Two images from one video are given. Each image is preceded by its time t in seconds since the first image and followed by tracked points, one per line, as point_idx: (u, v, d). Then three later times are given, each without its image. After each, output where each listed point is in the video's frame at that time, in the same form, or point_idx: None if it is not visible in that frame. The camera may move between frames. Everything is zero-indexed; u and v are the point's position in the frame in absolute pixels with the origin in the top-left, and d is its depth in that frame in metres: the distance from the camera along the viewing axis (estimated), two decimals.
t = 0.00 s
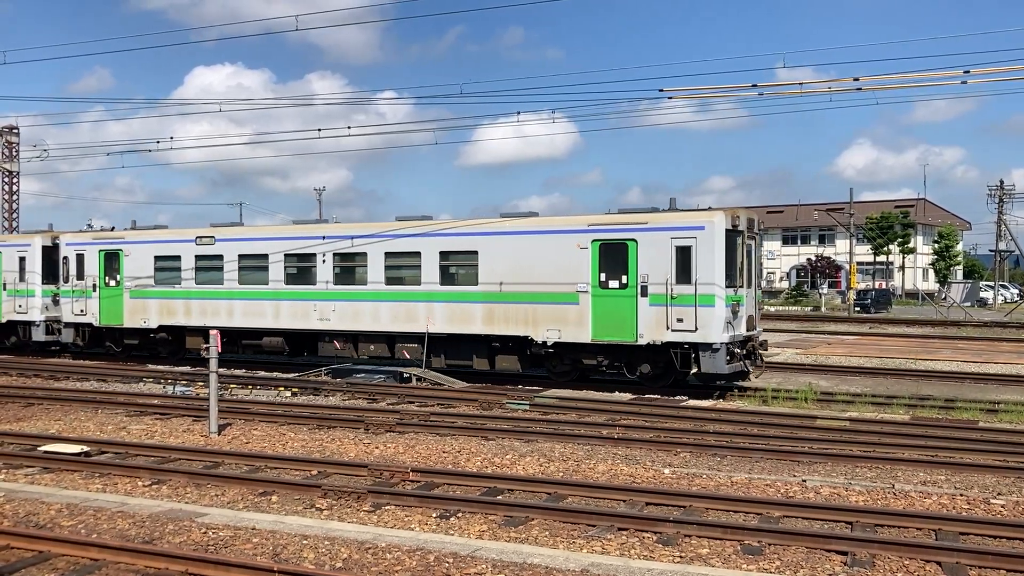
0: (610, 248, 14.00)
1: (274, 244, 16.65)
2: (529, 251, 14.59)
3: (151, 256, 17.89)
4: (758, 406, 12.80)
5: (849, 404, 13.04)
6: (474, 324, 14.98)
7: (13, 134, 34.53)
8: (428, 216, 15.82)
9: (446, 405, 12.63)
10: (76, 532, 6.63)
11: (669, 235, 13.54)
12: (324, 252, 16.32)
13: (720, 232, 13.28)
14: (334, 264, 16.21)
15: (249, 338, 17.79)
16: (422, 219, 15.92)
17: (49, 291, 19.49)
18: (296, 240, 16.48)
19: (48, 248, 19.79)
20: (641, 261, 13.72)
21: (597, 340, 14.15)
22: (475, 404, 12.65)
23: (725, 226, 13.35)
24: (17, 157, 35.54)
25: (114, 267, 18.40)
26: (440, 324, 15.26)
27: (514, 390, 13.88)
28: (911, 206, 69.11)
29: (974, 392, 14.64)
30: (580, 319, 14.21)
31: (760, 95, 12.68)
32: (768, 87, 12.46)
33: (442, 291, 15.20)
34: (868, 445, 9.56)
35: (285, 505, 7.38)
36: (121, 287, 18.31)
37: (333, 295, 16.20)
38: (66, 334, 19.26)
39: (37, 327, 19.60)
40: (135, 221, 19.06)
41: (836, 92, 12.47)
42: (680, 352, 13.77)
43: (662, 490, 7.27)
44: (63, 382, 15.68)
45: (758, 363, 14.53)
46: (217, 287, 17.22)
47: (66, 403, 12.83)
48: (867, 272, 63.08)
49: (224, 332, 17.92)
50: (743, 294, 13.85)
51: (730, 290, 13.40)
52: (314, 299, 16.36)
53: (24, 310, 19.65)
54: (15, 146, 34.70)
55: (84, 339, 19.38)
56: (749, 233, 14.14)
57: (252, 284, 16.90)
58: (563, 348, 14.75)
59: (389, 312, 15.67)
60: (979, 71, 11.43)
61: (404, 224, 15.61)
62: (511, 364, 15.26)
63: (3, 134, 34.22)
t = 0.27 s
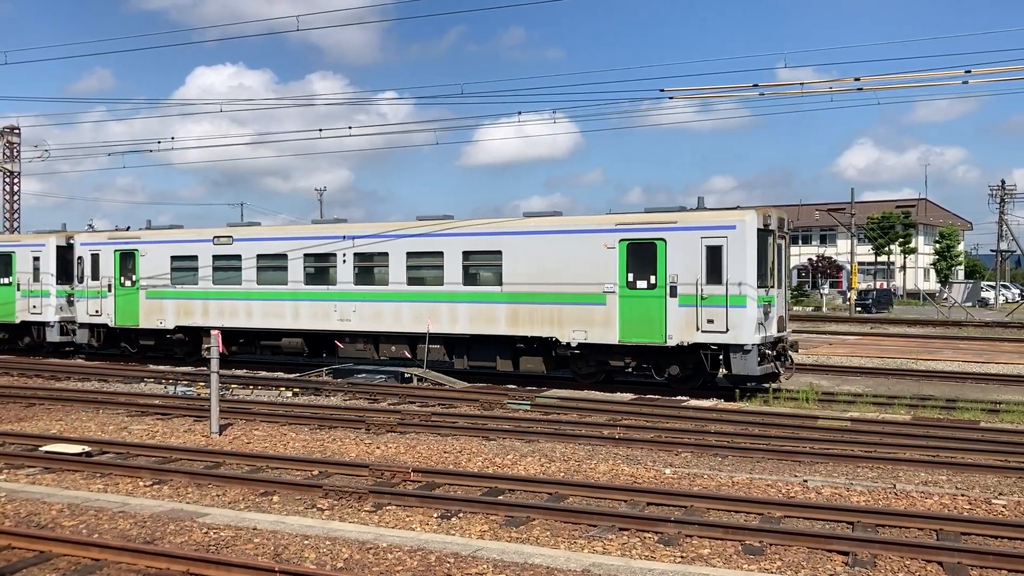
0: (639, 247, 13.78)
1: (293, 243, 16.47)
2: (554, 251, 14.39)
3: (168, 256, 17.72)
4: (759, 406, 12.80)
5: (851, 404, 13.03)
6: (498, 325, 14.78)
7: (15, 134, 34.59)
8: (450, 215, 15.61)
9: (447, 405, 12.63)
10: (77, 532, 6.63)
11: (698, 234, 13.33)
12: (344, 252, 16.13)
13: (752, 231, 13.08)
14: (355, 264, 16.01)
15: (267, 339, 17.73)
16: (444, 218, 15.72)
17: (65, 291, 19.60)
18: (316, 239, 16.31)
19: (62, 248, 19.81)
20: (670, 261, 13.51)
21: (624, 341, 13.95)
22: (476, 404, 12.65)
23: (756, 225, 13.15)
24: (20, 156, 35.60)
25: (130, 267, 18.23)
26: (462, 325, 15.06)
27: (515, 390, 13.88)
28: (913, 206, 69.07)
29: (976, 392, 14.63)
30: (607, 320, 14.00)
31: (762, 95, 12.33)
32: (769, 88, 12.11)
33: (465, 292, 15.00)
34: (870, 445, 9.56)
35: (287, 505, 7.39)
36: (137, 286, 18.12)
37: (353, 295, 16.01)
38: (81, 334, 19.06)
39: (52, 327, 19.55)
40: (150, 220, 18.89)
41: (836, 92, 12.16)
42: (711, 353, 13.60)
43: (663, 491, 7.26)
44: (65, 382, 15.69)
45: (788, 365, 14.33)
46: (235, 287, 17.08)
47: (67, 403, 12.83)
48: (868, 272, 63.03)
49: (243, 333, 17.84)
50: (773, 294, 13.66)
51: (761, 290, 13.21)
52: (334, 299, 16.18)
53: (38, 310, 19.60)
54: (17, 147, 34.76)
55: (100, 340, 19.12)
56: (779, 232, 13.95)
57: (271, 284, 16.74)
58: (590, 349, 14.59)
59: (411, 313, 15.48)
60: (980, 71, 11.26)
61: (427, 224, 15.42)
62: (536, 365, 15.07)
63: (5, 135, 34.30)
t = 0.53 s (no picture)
0: (667, 247, 13.67)
1: (313, 244, 16.35)
2: (580, 250, 14.27)
3: (185, 256, 17.53)
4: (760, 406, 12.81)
5: (852, 404, 13.03)
6: (524, 326, 14.66)
7: (17, 134, 34.60)
8: (470, 214, 15.49)
9: (448, 405, 12.64)
10: (78, 532, 6.64)
11: (730, 234, 13.23)
12: (365, 252, 15.99)
13: (785, 231, 12.98)
14: (375, 265, 15.87)
15: (286, 340, 17.47)
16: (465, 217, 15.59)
17: (79, 291, 19.54)
18: (335, 239, 16.16)
19: (77, 248, 19.67)
20: (701, 261, 13.40)
21: (652, 342, 13.83)
22: (477, 404, 12.65)
23: (789, 225, 13.05)
24: (22, 157, 35.69)
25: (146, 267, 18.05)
26: (486, 326, 14.92)
27: (516, 391, 13.89)
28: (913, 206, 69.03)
29: (977, 392, 14.63)
30: (635, 321, 13.89)
31: (763, 95, 11.98)
32: (770, 87, 11.75)
33: (490, 292, 14.88)
34: (871, 445, 9.55)
35: (288, 505, 7.39)
36: (153, 287, 17.92)
37: (375, 295, 15.85)
38: (96, 335, 18.88)
39: (66, 328, 19.45)
40: (166, 221, 18.74)
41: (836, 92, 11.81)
42: (741, 353, 13.47)
43: (664, 491, 7.26)
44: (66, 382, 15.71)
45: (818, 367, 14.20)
46: (253, 287, 16.90)
47: (68, 403, 12.84)
48: (869, 272, 62.99)
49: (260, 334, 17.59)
50: (804, 294, 13.56)
51: (793, 290, 13.11)
52: (355, 300, 16.03)
53: (52, 311, 19.49)
54: (19, 148, 34.76)
55: (114, 341, 18.94)
56: (811, 232, 13.85)
57: (290, 285, 16.60)
58: (616, 350, 14.46)
59: (433, 314, 15.34)
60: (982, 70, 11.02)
61: (449, 223, 15.29)
62: (561, 367, 14.94)
63: (7, 136, 34.34)
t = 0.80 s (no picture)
0: (696, 247, 13.48)
1: (333, 244, 16.21)
2: (605, 250, 14.11)
3: (202, 256, 17.47)
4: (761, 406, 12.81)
5: (854, 404, 13.03)
6: (548, 326, 14.52)
7: (18, 134, 34.60)
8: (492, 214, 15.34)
9: (449, 405, 12.64)
10: (80, 532, 6.64)
11: (760, 233, 13.03)
12: (386, 252, 15.81)
13: (817, 229, 12.78)
14: (396, 264, 15.70)
15: (305, 340, 17.38)
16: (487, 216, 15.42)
17: (94, 292, 19.56)
18: (356, 238, 16.02)
19: (91, 248, 19.66)
20: (731, 261, 13.20)
21: (681, 343, 13.67)
22: (478, 404, 12.65)
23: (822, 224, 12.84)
24: (24, 157, 35.73)
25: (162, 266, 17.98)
26: (509, 326, 14.79)
27: (517, 391, 13.89)
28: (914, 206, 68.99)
29: (979, 392, 14.62)
30: (663, 322, 13.73)
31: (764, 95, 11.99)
32: (772, 87, 11.78)
33: (513, 293, 14.73)
34: (872, 445, 9.55)
35: (289, 505, 7.39)
36: (169, 287, 17.85)
37: (396, 296, 15.70)
38: (110, 335, 18.80)
39: (81, 329, 19.39)
40: (181, 220, 18.67)
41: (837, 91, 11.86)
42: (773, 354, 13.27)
43: (665, 491, 7.26)
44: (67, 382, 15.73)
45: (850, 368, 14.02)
46: (273, 287, 16.79)
47: (70, 403, 12.84)
48: (870, 272, 62.94)
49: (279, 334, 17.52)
50: (836, 294, 13.36)
51: (826, 290, 12.90)
52: (376, 300, 15.87)
53: (67, 311, 19.43)
54: (20, 148, 34.79)
55: (129, 342, 18.87)
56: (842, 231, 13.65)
57: (310, 285, 16.49)
58: (643, 352, 14.29)
59: (455, 314, 15.20)
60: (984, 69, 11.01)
61: (472, 223, 15.13)
62: (586, 368, 14.84)
63: (9, 136, 34.39)
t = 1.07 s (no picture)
0: (726, 247, 13.27)
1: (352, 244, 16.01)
2: (632, 250, 13.91)
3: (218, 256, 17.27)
4: (762, 406, 12.83)
5: (855, 404, 13.05)
6: (573, 327, 14.31)
7: (19, 134, 34.60)
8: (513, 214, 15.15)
9: (450, 405, 12.64)
10: (81, 532, 6.65)
11: (793, 233, 12.83)
12: (407, 251, 15.58)
13: (851, 229, 12.59)
14: (417, 264, 15.48)
15: (323, 341, 17.16)
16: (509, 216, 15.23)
17: (109, 292, 19.21)
18: (375, 238, 15.81)
19: (106, 248, 19.43)
20: (762, 261, 12.99)
21: (711, 345, 13.45)
22: (479, 405, 12.65)
23: (856, 223, 12.65)
24: (25, 157, 35.74)
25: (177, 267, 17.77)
26: (534, 327, 14.57)
27: (517, 391, 13.90)
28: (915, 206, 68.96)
29: (980, 392, 14.62)
30: (692, 322, 13.51)
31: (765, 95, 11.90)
32: (773, 87, 11.67)
33: (537, 293, 14.51)
34: (873, 445, 9.55)
35: (290, 505, 7.40)
36: (185, 288, 17.66)
37: (417, 296, 15.48)
38: (125, 336, 18.61)
39: (96, 329, 19.15)
40: (197, 219, 18.46)
41: (837, 91, 11.76)
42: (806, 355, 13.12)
43: (667, 491, 7.26)
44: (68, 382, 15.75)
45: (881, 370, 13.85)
46: (290, 287, 16.57)
47: (71, 403, 12.85)
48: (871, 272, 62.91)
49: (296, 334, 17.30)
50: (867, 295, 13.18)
51: (859, 290, 12.72)
52: (397, 300, 15.65)
53: (82, 312, 19.15)
54: (21, 149, 34.81)
55: (145, 343, 18.70)
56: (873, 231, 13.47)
57: (328, 286, 16.26)
58: (670, 353, 14.10)
59: (478, 315, 14.98)
60: (983, 70, 10.90)
61: (494, 222, 14.93)
62: (612, 369, 14.65)
63: (11, 137, 34.44)
